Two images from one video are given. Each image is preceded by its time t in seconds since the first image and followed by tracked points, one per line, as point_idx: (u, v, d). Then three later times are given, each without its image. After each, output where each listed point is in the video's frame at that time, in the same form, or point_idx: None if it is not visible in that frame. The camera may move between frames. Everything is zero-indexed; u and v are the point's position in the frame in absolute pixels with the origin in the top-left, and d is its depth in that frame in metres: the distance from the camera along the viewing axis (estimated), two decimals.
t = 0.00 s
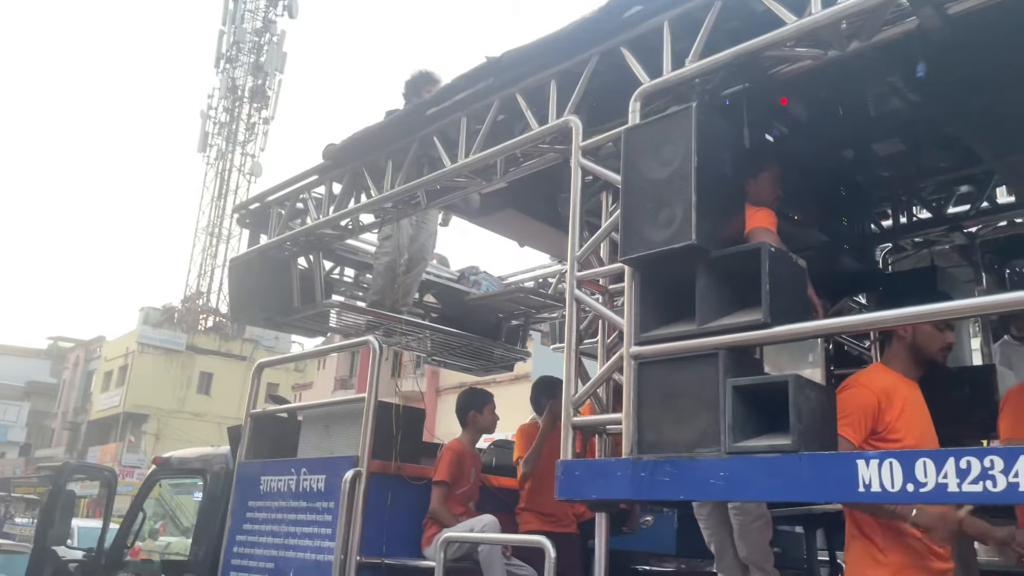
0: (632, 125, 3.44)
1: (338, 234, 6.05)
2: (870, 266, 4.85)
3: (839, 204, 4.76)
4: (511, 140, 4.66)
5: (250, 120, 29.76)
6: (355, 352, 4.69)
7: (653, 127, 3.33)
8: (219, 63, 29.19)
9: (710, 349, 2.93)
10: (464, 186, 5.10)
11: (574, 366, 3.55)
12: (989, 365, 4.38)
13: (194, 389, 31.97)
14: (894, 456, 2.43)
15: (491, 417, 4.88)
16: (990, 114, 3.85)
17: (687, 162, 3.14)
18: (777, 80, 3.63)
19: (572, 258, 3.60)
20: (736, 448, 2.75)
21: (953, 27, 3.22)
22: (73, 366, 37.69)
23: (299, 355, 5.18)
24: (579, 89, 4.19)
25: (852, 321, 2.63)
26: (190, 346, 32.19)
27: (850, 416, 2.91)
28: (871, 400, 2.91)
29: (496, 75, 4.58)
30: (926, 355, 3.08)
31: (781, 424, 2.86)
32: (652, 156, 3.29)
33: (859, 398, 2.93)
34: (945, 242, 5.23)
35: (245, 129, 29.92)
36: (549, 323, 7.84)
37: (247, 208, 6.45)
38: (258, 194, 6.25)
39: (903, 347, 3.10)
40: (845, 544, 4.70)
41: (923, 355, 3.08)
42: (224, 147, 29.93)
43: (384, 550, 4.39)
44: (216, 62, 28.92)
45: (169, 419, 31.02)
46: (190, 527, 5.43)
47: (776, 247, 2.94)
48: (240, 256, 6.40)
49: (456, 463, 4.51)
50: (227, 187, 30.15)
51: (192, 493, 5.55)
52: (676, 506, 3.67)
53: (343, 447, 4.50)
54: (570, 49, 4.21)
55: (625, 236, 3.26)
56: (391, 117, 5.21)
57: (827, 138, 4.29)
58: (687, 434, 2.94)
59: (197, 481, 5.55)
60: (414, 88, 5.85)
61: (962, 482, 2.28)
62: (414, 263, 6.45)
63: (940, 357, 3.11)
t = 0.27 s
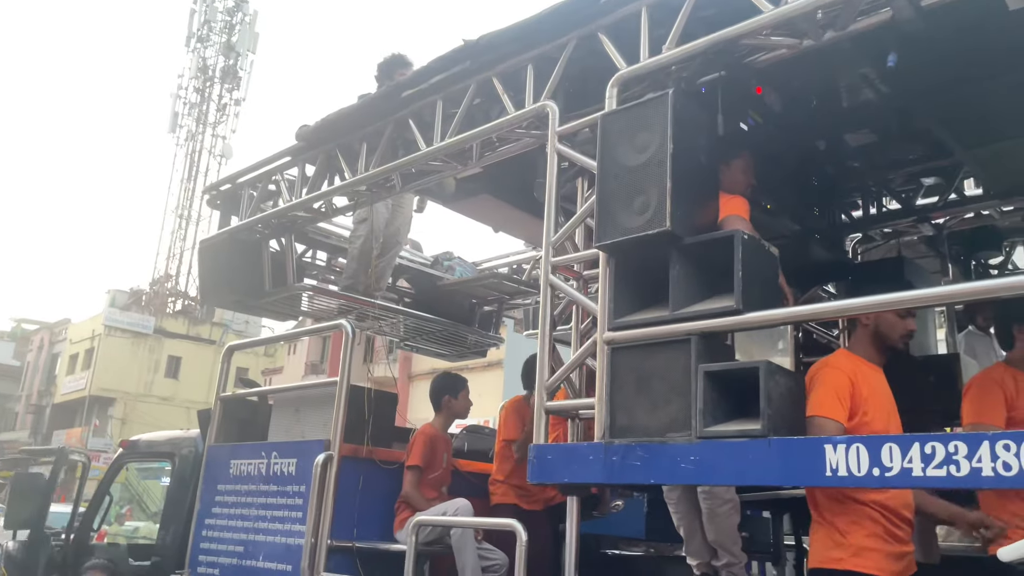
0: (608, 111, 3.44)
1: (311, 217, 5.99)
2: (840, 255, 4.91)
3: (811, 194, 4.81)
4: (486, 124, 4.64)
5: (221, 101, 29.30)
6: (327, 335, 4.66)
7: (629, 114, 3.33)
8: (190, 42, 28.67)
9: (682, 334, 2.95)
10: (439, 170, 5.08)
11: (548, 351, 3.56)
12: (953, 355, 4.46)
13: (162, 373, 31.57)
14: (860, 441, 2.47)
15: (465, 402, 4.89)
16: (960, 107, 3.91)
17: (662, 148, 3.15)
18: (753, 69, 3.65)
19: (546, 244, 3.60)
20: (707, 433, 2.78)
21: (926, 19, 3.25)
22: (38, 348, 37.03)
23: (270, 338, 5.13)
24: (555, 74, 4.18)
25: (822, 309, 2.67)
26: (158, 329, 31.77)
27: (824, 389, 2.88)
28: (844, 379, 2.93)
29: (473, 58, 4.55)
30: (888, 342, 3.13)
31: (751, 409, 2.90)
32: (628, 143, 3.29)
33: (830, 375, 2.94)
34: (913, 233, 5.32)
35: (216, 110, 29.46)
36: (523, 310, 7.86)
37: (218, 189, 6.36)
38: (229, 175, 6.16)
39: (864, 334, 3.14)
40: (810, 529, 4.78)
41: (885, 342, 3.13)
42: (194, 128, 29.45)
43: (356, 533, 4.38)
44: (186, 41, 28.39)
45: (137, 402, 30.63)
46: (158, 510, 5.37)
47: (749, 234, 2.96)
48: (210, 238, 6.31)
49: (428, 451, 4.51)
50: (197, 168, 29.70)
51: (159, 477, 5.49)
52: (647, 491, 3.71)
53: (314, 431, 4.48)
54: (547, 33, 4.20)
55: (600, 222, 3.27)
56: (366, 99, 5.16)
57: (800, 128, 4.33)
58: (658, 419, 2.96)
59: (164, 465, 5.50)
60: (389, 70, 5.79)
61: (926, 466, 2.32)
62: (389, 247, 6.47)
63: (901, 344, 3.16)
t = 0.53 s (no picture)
0: (589, 95, 3.43)
1: (285, 199, 5.92)
2: (814, 243, 4.96)
3: (786, 183, 4.85)
4: (465, 107, 4.60)
5: (190, 81, 28.78)
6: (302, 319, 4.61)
7: (611, 99, 3.32)
8: (158, 20, 28.08)
9: (662, 319, 2.97)
10: (417, 153, 5.04)
11: (526, 336, 3.56)
12: (923, 342, 4.54)
13: (128, 357, 31.10)
14: (837, 426, 2.50)
15: (441, 386, 4.88)
16: (934, 97, 3.96)
17: (643, 134, 3.15)
18: (733, 55, 3.66)
19: (526, 228, 3.59)
20: (685, 417, 2.80)
21: (904, 8, 3.28)
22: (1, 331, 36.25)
23: (244, 321, 5.07)
24: (535, 58, 4.16)
25: (800, 294, 2.69)
26: (124, 313, 31.26)
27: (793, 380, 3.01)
28: (816, 371, 3.01)
29: (452, 40, 4.51)
30: (870, 331, 3.19)
31: (728, 394, 2.92)
32: (608, 128, 3.29)
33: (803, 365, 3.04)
34: (885, 223, 5.39)
35: (185, 91, 28.95)
36: (498, 295, 7.85)
37: (189, 170, 6.25)
38: (201, 155, 6.06)
39: (848, 322, 3.19)
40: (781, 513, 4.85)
41: (868, 331, 3.18)
42: (162, 108, 28.89)
43: (330, 518, 4.37)
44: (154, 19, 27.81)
45: (103, 387, 30.17)
46: (126, 495, 5.29)
47: (728, 220, 2.97)
48: (182, 219, 6.22)
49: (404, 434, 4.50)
50: (165, 149, 29.18)
51: (126, 462, 5.42)
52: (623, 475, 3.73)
53: (289, 414, 4.44)
54: (528, 16, 4.17)
55: (580, 206, 3.27)
56: (342, 80, 5.10)
57: (777, 116, 4.35)
58: (637, 404, 2.98)
59: (132, 449, 5.41)
60: (365, 51, 5.73)
61: (901, 450, 2.36)
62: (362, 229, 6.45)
63: (881, 334, 3.22)
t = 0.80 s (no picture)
0: (570, 82, 3.42)
1: (258, 184, 5.84)
2: (787, 233, 5.02)
3: (761, 172, 4.89)
4: (443, 93, 4.57)
5: (156, 63, 28.23)
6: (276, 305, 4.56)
7: (592, 86, 3.31)
8: None
9: (642, 307, 2.97)
10: (394, 138, 4.99)
11: (506, 323, 3.56)
12: (893, 331, 4.62)
13: (93, 344, 30.58)
14: (815, 412, 2.53)
15: (419, 372, 4.85)
16: (909, 89, 4.01)
17: (624, 121, 3.15)
18: (712, 44, 3.67)
19: (505, 215, 3.58)
20: (665, 404, 2.82)
21: None
22: None
23: (216, 307, 4.99)
24: (515, 43, 4.14)
25: (779, 282, 2.72)
26: (88, 299, 30.70)
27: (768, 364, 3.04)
28: (788, 355, 3.06)
29: (431, 24, 4.47)
30: (840, 315, 3.22)
31: (707, 381, 2.95)
32: (589, 115, 3.28)
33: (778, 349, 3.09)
34: (856, 213, 5.46)
35: (152, 73, 28.40)
36: (472, 282, 7.84)
37: (159, 153, 6.13)
38: (171, 138, 5.94)
39: (817, 309, 3.24)
40: (752, 498, 4.92)
41: (837, 315, 3.22)
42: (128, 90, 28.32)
43: (305, 505, 4.36)
44: None
45: (66, 374, 29.64)
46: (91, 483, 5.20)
47: (708, 209, 2.98)
48: (151, 203, 6.11)
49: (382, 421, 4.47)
50: (131, 132, 28.62)
51: (90, 450, 5.32)
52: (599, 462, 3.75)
53: (264, 401, 4.39)
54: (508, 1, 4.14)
55: (561, 193, 3.26)
56: (318, 63, 5.03)
57: (754, 106, 4.38)
58: (617, 391, 2.99)
59: (98, 438, 5.32)
60: (341, 35, 5.65)
61: (878, 437, 2.40)
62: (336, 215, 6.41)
63: (851, 317, 3.26)
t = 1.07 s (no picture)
0: (540, 66, 3.40)
1: (216, 166, 5.71)
2: (749, 222, 5.08)
3: (725, 161, 4.94)
4: (410, 76, 4.51)
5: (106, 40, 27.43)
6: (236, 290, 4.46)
7: (561, 71, 3.29)
8: None
9: (611, 293, 2.98)
10: (358, 121, 4.92)
11: (473, 309, 3.54)
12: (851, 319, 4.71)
13: (39, 329, 29.72)
14: (781, 398, 2.57)
15: (383, 359, 4.81)
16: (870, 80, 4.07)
17: (594, 107, 3.14)
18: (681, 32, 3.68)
19: (473, 200, 3.55)
20: (633, 390, 2.83)
21: None
22: None
23: (174, 292, 4.87)
24: (484, 27, 4.10)
25: (747, 270, 2.74)
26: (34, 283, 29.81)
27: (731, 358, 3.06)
28: (754, 341, 3.08)
29: (397, 6, 4.40)
30: (806, 301, 3.28)
31: (674, 368, 2.97)
32: (558, 100, 3.26)
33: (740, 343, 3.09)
34: (816, 202, 5.55)
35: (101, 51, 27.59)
36: (435, 269, 7.80)
37: (113, 132, 5.96)
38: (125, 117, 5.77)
39: (781, 296, 3.29)
40: (713, 483, 5.00)
41: (804, 301, 3.28)
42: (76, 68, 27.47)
43: (266, 492, 4.32)
44: None
45: (11, 359, 28.79)
46: (38, 472, 5.05)
47: (677, 196, 3.00)
48: (104, 184, 5.93)
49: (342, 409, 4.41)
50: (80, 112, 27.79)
51: (37, 437, 5.16)
52: (565, 447, 3.77)
53: (224, 387, 4.31)
54: None
55: (530, 179, 3.25)
56: (280, 42, 4.93)
57: (719, 94, 4.41)
58: (585, 377, 3.00)
59: (45, 427, 5.16)
60: (304, 14, 5.54)
61: (842, 422, 2.44)
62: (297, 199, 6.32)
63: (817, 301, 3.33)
